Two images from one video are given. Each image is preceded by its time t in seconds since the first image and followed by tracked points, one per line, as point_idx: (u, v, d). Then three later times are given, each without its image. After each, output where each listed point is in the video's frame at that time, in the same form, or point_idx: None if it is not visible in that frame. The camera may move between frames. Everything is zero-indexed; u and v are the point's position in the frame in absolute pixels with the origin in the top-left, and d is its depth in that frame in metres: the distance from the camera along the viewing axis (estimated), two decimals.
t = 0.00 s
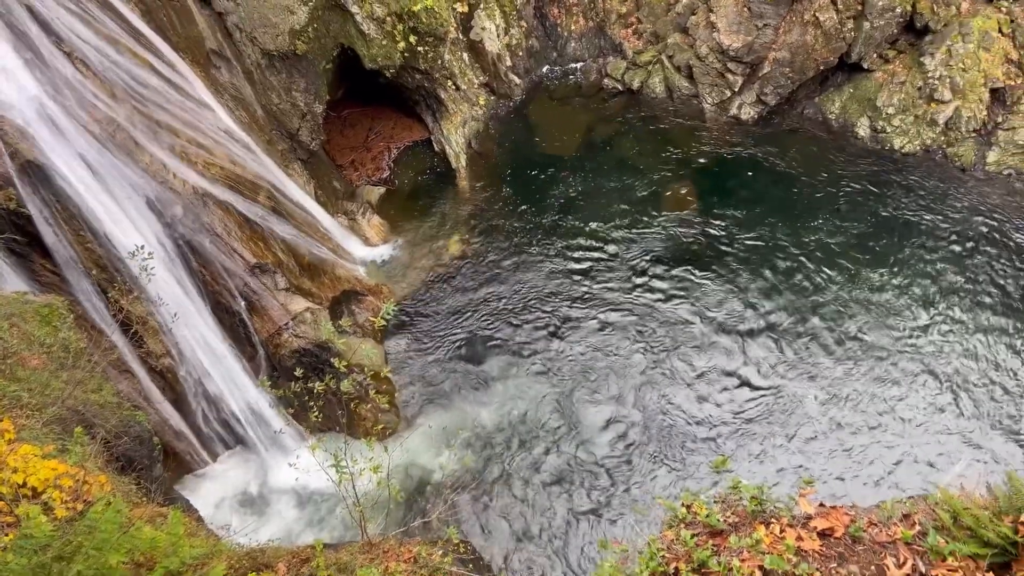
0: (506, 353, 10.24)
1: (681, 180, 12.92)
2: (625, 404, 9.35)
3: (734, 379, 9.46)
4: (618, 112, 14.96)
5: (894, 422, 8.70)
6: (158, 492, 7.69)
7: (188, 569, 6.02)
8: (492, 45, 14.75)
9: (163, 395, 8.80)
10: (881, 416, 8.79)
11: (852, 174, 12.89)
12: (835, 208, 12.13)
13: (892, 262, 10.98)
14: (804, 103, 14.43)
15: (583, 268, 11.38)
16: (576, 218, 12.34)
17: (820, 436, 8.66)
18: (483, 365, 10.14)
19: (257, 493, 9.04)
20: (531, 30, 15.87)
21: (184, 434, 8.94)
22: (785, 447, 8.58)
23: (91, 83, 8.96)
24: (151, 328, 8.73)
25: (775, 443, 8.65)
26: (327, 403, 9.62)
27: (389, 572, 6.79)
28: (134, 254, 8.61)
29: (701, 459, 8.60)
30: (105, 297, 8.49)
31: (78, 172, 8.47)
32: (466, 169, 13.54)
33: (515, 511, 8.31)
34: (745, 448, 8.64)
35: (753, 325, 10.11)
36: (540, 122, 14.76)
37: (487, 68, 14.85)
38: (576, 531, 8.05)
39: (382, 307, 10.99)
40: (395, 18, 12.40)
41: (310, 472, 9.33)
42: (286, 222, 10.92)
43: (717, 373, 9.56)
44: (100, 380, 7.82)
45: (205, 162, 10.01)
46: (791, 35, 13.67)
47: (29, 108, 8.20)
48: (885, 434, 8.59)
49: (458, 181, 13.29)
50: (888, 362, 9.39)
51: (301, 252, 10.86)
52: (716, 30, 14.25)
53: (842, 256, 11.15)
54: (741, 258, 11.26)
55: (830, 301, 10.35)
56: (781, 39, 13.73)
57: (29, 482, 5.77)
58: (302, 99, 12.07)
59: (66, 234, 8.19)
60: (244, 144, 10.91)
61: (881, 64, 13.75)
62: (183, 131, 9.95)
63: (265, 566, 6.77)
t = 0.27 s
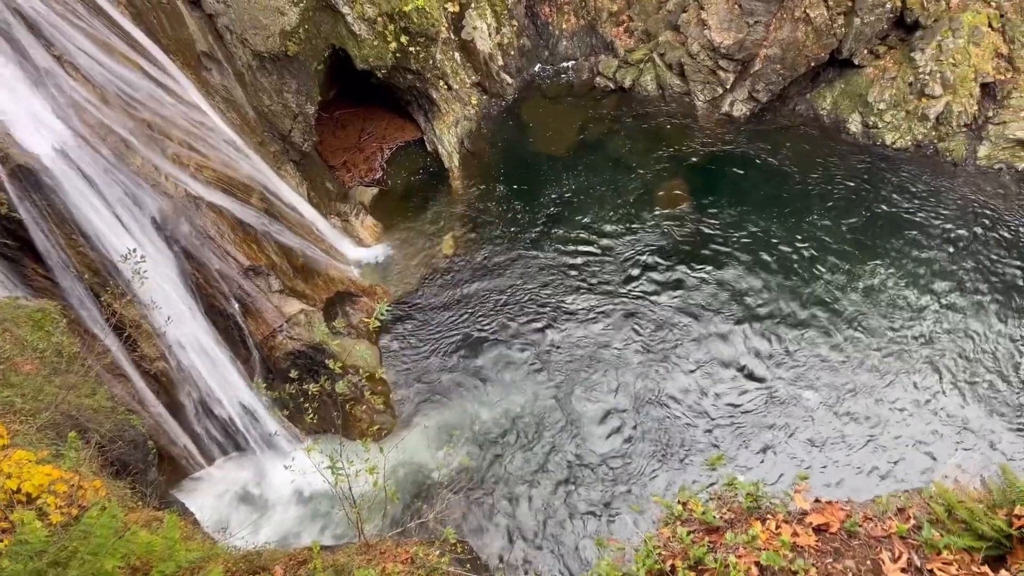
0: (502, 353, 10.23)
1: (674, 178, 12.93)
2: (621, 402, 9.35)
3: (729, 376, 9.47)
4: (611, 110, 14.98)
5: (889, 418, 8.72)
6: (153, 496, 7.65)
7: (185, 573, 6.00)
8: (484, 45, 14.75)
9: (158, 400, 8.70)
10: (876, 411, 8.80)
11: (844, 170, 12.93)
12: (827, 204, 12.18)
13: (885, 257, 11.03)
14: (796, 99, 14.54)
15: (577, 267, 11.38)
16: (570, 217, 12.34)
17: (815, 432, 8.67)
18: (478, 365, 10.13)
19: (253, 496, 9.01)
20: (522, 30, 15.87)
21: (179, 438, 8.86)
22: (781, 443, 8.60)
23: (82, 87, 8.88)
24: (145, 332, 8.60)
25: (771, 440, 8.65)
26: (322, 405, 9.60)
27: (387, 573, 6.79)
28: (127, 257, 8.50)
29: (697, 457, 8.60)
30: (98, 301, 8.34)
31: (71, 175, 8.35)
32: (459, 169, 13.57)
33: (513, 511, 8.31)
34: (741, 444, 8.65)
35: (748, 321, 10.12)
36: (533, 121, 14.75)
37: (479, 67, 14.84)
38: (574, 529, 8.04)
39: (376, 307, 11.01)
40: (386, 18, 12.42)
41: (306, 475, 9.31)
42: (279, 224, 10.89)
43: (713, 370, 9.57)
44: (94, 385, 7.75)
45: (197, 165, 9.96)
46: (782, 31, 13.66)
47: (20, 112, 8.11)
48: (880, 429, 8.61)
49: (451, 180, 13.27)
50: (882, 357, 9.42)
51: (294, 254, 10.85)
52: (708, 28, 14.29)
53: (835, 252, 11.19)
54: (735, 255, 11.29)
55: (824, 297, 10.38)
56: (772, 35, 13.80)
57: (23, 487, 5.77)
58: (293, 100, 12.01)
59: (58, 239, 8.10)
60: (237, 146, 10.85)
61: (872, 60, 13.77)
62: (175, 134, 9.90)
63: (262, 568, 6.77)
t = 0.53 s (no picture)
0: (498, 352, 10.22)
1: (668, 175, 12.94)
2: (617, 400, 9.35)
3: (725, 373, 9.48)
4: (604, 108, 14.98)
5: (884, 412, 8.74)
6: (150, 500, 7.62)
7: None
8: (476, 44, 14.74)
9: (154, 403, 8.65)
10: (872, 406, 8.82)
11: (836, 166, 12.96)
12: (819, 200, 12.21)
13: (878, 252, 11.05)
14: (788, 95, 14.59)
15: (573, 265, 11.38)
16: (565, 216, 12.33)
17: (811, 428, 8.68)
18: (474, 364, 10.12)
19: (250, 498, 8.98)
20: (514, 28, 15.86)
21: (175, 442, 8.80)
22: (778, 439, 8.62)
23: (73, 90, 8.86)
24: (139, 335, 8.56)
25: (768, 436, 8.66)
26: (318, 406, 9.59)
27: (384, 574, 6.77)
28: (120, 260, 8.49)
29: (694, 453, 8.61)
30: (92, 305, 8.28)
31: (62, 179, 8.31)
32: (453, 168, 13.52)
33: (510, 510, 8.30)
34: (738, 440, 8.67)
35: (743, 318, 10.14)
36: (526, 121, 14.73)
37: (471, 66, 14.80)
38: (571, 528, 8.04)
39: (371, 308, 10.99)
40: (377, 18, 12.36)
41: (303, 477, 9.29)
42: (272, 225, 10.86)
43: (710, 366, 9.58)
44: (88, 389, 7.70)
45: (189, 167, 9.93)
46: (773, 27, 13.71)
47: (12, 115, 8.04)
48: (876, 424, 8.63)
49: (444, 180, 13.25)
50: (877, 352, 9.45)
51: (288, 256, 10.83)
52: (699, 25, 14.31)
53: (829, 248, 11.21)
54: (730, 252, 11.30)
55: (819, 293, 10.41)
56: (764, 32, 13.83)
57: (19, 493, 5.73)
58: (286, 101, 11.90)
59: (51, 242, 8.02)
60: (229, 148, 10.81)
61: (864, 55, 13.95)
62: (166, 136, 9.86)
63: (259, 571, 6.77)
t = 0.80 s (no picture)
0: (494, 351, 10.21)
1: (662, 172, 12.96)
2: (613, 397, 9.36)
3: (721, 369, 9.49)
4: (597, 106, 14.99)
5: (880, 407, 8.76)
6: (147, 503, 7.59)
7: None
8: (468, 43, 14.72)
9: (150, 406, 8.60)
10: (867, 400, 8.85)
11: (830, 162, 12.97)
12: (813, 196, 12.23)
13: (874, 247, 11.08)
14: (781, 91, 14.64)
15: (568, 264, 11.38)
16: (559, 214, 12.34)
17: (807, 423, 8.70)
18: (470, 363, 10.12)
19: (248, 500, 8.96)
20: (507, 27, 15.84)
21: (172, 445, 8.75)
22: (774, 434, 8.63)
23: (64, 93, 8.82)
24: (134, 338, 8.52)
25: (764, 432, 8.66)
26: (314, 407, 9.57)
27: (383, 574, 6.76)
28: (115, 263, 8.46)
29: (690, 450, 8.62)
30: (86, 308, 8.23)
31: (55, 183, 8.28)
32: (447, 168, 13.50)
33: (508, 509, 8.30)
34: (735, 436, 8.68)
35: (738, 314, 10.15)
36: (519, 119, 14.72)
37: (464, 66, 14.78)
38: (569, 526, 8.06)
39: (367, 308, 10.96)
40: (370, 18, 12.39)
41: (300, 478, 9.27)
42: (266, 227, 10.83)
43: (706, 362, 9.59)
44: (84, 394, 7.66)
45: (182, 170, 9.92)
46: (765, 23, 13.68)
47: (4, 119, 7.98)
48: (872, 418, 8.65)
49: (439, 179, 13.23)
50: (872, 347, 9.47)
51: (283, 257, 10.81)
52: (691, 21, 14.32)
53: (823, 243, 11.24)
54: (726, 248, 11.30)
55: (813, 289, 10.43)
56: (756, 28, 13.79)
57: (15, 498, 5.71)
58: (279, 103, 11.90)
59: (44, 246, 7.98)
60: (223, 150, 10.77)
61: (856, 50, 14.00)
62: (159, 139, 9.82)
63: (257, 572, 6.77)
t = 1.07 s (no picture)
0: (490, 350, 10.21)
1: (657, 169, 12.92)
2: (609, 394, 9.37)
3: (717, 365, 9.50)
4: (590, 104, 14.98)
5: (875, 401, 8.78)
6: (143, 507, 7.57)
7: None
8: (461, 43, 14.70)
9: (146, 409, 8.58)
10: (863, 394, 8.87)
11: (822, 157, 13.02)
12: (807, 192, 12.25)
13: (868, 242, 11.11)
14: (774, 87, 14.76)
15: (564, 262, 11.39)
16: (554, 213, 12.34)
17: (803, 418, 8.72)
18: (466, 363, 10.12)
19: (246, 503, 8.93)
20: (499, 26, 15.86)
21: (169, 448, 8.74)
22: (770, 429, 8.65)
23: (56, 97, 8.80)
24: (129, 341, 8.48)
25: (760, 428, 8.68)
26: (310, 409, 9.55)
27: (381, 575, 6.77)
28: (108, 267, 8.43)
29: (686, 446, 8.63)
30: (80, 313, 8.19)
31: (48, 186, 8.26)
32: (441, 167, 13.50)
33: (506, 508, 8.31)
34: (732, 432, 8.68)
35: (734, 311, 10.17)
36: (513, 118, 14.70)
37: (457, 65, 14.78)
38: (566, 523, 8.07)
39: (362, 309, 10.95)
40: (361, 18, 12.28)
41: (298, 480, 9.25)
42: (260, 228, 10.79)
43: (702, 359, 9.60)
44: (79, 398, 7.64)
45: (175, 173, 9.86)
46: (757, 19, 13.68)
47: None
48: (869, 413, 8.66)
49: (433, 179, 13.23)
50: (867, 341, 9.50)
51: (278, 258, 10.76)
52: (683, 18, 14.34)
53: (818, 239, 11.26)
54: (722, 245, 11.31)
55: (809, 284, 10.45)
56: (747, 24, 13.79)
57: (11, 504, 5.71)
58: (271, 104, 11.68)
59: (38, 251, 7.97)
60: (216, 152, 10.74)
61: (847, 46, 14.09)
62: (151, 142, 9.79)
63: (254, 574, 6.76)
